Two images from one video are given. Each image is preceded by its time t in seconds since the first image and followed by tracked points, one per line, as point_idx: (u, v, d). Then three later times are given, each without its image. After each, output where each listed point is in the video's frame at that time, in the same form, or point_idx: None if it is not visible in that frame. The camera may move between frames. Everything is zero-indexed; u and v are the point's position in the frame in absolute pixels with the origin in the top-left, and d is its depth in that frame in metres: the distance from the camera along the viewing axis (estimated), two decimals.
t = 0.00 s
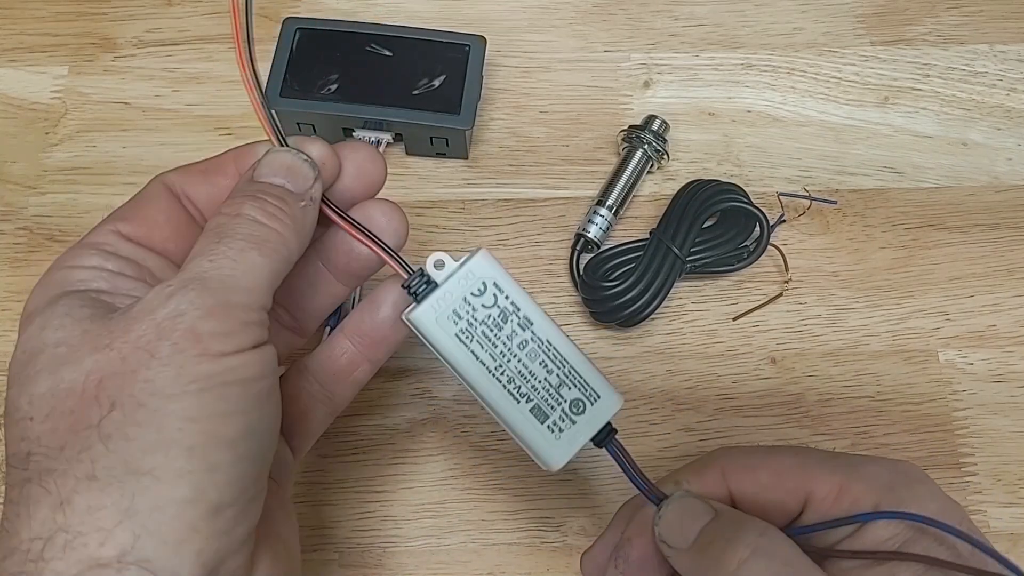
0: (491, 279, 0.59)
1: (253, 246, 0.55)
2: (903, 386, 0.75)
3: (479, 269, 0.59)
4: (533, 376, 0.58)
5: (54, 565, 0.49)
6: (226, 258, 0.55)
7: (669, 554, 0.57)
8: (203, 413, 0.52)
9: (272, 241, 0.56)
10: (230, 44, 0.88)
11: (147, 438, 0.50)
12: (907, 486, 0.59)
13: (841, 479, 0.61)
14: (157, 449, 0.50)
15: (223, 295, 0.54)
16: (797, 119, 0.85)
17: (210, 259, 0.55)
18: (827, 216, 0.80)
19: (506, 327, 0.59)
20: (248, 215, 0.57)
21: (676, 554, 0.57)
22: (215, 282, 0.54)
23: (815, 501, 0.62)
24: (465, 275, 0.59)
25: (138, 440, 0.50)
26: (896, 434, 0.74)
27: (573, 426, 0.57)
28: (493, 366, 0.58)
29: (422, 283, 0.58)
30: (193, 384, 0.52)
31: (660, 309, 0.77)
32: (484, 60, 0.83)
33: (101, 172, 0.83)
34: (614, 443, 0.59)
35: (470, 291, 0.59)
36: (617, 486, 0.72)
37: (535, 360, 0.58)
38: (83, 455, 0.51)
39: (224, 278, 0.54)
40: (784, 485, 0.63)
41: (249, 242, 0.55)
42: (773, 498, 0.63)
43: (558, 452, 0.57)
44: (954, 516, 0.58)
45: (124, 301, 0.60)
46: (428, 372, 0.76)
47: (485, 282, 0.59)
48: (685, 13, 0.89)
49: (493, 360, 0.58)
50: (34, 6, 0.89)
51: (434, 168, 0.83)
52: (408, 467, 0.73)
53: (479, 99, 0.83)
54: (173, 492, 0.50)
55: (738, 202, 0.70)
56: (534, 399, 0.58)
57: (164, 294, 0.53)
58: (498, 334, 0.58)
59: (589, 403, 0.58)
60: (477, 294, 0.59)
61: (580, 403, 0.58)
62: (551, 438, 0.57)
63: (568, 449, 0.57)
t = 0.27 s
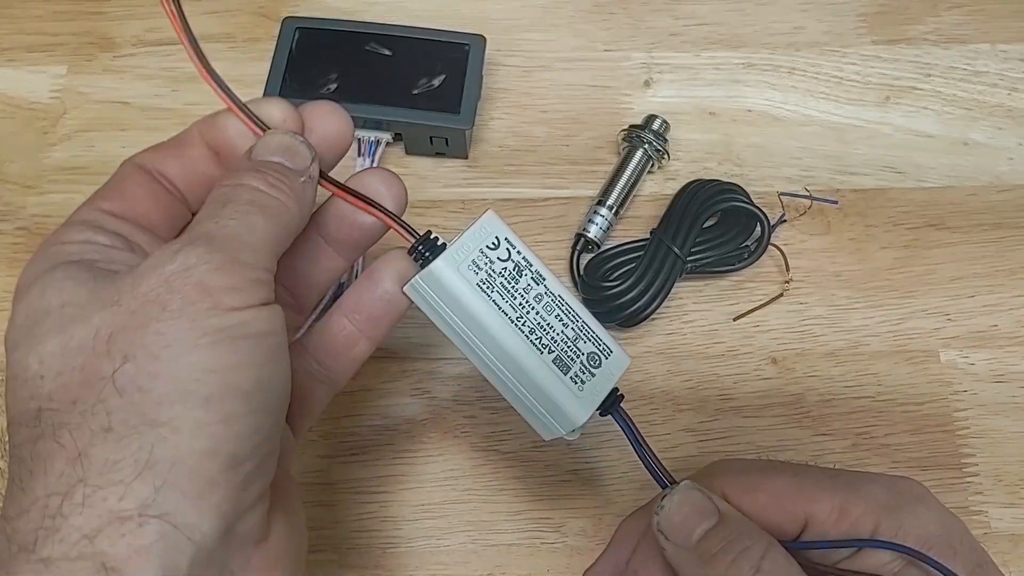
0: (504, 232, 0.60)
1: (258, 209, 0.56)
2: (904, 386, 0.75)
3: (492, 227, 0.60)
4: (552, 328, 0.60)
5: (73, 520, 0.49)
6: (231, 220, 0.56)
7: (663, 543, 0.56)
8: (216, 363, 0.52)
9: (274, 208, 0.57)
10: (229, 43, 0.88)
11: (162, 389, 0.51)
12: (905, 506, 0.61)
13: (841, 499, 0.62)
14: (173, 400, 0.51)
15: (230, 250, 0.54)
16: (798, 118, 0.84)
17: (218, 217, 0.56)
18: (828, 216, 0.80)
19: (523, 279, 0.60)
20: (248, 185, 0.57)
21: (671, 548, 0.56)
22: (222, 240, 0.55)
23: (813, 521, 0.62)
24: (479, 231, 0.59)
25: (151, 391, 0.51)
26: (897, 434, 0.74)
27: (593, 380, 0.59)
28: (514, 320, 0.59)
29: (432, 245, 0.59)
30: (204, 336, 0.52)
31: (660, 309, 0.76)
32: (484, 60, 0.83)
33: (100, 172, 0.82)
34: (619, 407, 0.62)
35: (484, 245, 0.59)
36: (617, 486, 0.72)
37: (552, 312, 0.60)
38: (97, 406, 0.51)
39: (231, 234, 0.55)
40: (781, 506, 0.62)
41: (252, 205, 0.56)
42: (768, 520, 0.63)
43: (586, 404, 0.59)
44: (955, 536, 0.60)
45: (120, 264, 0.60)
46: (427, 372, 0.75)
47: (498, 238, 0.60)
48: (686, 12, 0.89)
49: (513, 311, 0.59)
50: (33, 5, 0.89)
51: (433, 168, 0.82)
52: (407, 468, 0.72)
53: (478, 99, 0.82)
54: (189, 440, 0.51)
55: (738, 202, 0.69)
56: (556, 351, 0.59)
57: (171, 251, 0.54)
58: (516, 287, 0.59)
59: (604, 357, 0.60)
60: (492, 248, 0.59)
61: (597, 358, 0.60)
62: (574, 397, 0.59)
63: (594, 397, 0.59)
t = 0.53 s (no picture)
0: (475, 234, 0.60)
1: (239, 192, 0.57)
2: (904, 386, 0.75)
3: (465, 228, 0.60)
4: (524, 331, 0.60)
5: (55, 498, 0.48)
6: (213, 200, 0.56)
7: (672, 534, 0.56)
8: (204, 345, 0.53)
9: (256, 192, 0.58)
10: (229, 43, 0.88)
11: (148, 366, 0.51)
12: (911, 506, 0.61)
13: (845, 496, 0.62)
14: (157, 380, 0.51)
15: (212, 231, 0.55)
16: (798, 118, 0.84)
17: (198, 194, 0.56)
18: (828, 216, 0.80)
19: (495, 282, 0.60)
20: (227, 168, 0.58)
21: (678, 538, 0.56)
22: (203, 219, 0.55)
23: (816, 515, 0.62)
24: (450, 233, 0.60)
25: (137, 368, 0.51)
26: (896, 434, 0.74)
27: (565, 384, 0.59)
28: (481, 325, 0.60)
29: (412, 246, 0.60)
30: (190, 316, 0.52)
31: (660, 309, 0.76)
32: (484, 60, 0.83)
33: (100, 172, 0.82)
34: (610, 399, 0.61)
35: (454, 249, 0.60)
36: (617, 486, 0.72)
37: (524, 316, 0.60)
38: (80, 382, 0.50)
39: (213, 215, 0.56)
40: (785, 500, 0.62)
41: (232, 188, 0.57)
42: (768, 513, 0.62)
43: (552, 408, 0.59)
44: (958, 539, 0.60)
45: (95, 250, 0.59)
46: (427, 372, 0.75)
47: (469, 239, 0.60)
48: (686, 12, 0.89)
49: (481, 316, 0.60)
50: (33, 5, 0.89)
51: (433, 168, 0.82)
52: (407, 468, 0.72)
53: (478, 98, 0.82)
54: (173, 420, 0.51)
55: (738, 202, 0.69)
56: (524, 356, 0.59)
57: (151, 231, 0.53)
58: (484, 291, 0.60)
59: (580, 358, 0.60)
60: (461, 252, 0.60)
61: (571, 360, 0.60)
62: (546, 395, 0.59)
63: (561, 402, 0.59)
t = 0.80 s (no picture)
0: (466, 239, 0.61)
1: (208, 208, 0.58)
2: (904, 386, 0.75)
3: (453, 236, 0.61)
4: (520, 335, 0.60)
5: (31, 518, 0.48)
6: (182, 220, 0.56)
7: (679, 523, 0.56)
8: (177, 361, 0.52)
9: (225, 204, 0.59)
10: (229, 43, 0.88)
11: (117, 387, 0.50)
12: (919, 503, 0.61)
13: (854, 491, 0.62)
14: (130, 398, 0.51)
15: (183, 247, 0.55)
16: (798, 118, 0.84)
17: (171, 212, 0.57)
18: (829, 216, 0.80)
19: (488, 287, 0.60)
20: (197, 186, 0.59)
21: (686, 527, 0.56)
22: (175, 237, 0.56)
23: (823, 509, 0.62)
24: (441, 240, 0.60)
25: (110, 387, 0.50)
26: (896, 434, 0.74)
27: (564, 382, 0.59)
28: (478, 331, 0.60)
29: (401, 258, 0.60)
30: (164, 334, 0.52)
31: (660, 310, 0.76)
32: (484, 60, 0.83)
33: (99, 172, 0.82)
34: (614, 392, 0.61)
35: (445, 257, 0.60)
36: (617, 486, 0.72)
37: (519, 318, 0.60)
38: (54, 404, 0.50)
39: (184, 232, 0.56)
40: (794, 494, 0.62)
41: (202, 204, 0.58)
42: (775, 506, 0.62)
43: (553, 408, 0.59)
44: (966, 538, 0.60)
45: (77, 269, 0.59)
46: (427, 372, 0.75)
47: (458, 247, 0.61)
48: (686, 12, 0.89)
49: (476, 323, 0.60)
50: (33, 5, 0.89)
51: (433, 168, 0.82)
52: (407, 468, 0.72)
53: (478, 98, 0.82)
54: (144, 438, 0.51)
55: (739, 202, 0.69)
56: (522, 358, 0.59)
57: (124, 252, 0.54)
58: (478, 297, 0.60)
59: (579, 356, 0.60)
60: (451, 258, 0.60)
61: (570, 358, 0.60)
62: (544, 398, 0.59)
63: (564, 401, 0.59)
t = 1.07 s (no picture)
0: (446, 253, 0.61)
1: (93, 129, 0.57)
2: (904, 386, 0.75)
3: (433, 249, 0.61)
4: (503, 348, 0.60)
5: None
6: (66, 138, 0.56)
7: (675, 524, 0.56)
8: (70, 270, 0.52)
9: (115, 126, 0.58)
10: (229, 43, 0.88)
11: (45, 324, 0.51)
12: (914, 502, 0.62)
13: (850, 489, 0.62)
14: (17, 311, 0.51)
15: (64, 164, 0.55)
16: (798, 118, 0.84)
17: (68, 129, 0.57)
18: (829, 216, 0.80)
19: (469, 300, 0.60)
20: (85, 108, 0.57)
21: (682, 528, 0.55)
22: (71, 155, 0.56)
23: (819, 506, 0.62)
24: (421, 254, 0.60)
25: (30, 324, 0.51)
26: (896, 434, 0.74)
27: (548, 395, 0.59)
28: (461, 346, 0.60)
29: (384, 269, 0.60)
30: (47, 245, 0.52)
31: (660, 310, 0.76)
32: (484, 60, 0.83)
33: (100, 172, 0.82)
34: (598, 403, 0.61)
35: (424, 271, 0.60)
36: (617, 487, 0.72)
37: (501, 331, 0.60)
38: None
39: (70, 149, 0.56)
40: (791, 492, 0.62)
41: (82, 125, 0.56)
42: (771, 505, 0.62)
43: (540, 419, 0.59)
44: (960, 537, 0.61)
45: None
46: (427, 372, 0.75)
47: (438, 260, 0.61)
48: (686, 12, 0.89)
49: (457, 337, 0.60)
50: (33, 5, 0.89)
51: (433, 168, 0.82)
52: (407, 468, 0.72)
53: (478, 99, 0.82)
54: (58, 371, 0.51)
55: (739, 202, 0.70)
56: (505, 372, 0.59)
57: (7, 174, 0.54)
58: (460, 311, 0.60)
59: (563, 367, 0.60)
60: (431, 274, 0.60)
61: (554, 369, 0.60)
62: (529, 408, 0.59)
63: (551, 412, 0.59)
